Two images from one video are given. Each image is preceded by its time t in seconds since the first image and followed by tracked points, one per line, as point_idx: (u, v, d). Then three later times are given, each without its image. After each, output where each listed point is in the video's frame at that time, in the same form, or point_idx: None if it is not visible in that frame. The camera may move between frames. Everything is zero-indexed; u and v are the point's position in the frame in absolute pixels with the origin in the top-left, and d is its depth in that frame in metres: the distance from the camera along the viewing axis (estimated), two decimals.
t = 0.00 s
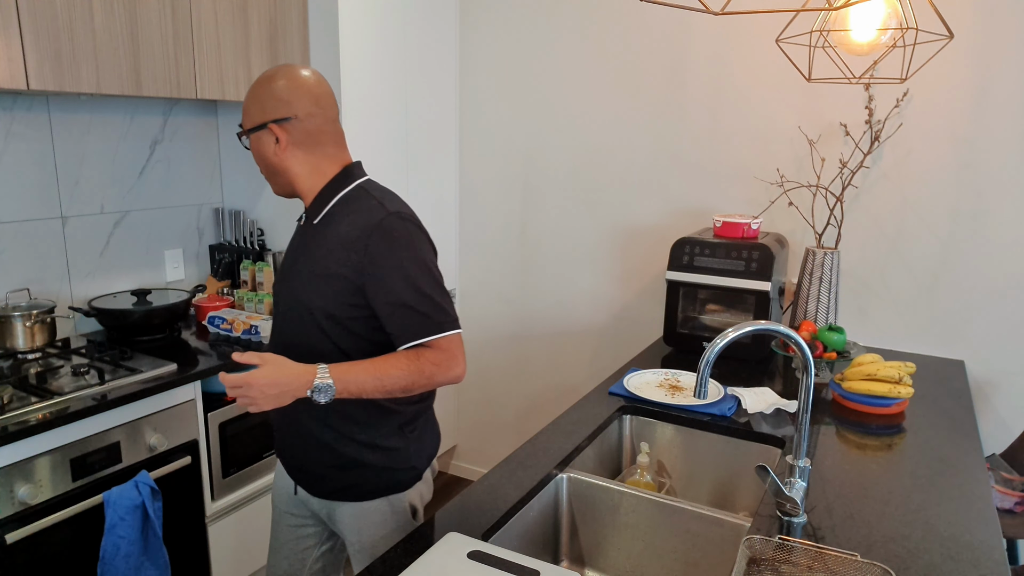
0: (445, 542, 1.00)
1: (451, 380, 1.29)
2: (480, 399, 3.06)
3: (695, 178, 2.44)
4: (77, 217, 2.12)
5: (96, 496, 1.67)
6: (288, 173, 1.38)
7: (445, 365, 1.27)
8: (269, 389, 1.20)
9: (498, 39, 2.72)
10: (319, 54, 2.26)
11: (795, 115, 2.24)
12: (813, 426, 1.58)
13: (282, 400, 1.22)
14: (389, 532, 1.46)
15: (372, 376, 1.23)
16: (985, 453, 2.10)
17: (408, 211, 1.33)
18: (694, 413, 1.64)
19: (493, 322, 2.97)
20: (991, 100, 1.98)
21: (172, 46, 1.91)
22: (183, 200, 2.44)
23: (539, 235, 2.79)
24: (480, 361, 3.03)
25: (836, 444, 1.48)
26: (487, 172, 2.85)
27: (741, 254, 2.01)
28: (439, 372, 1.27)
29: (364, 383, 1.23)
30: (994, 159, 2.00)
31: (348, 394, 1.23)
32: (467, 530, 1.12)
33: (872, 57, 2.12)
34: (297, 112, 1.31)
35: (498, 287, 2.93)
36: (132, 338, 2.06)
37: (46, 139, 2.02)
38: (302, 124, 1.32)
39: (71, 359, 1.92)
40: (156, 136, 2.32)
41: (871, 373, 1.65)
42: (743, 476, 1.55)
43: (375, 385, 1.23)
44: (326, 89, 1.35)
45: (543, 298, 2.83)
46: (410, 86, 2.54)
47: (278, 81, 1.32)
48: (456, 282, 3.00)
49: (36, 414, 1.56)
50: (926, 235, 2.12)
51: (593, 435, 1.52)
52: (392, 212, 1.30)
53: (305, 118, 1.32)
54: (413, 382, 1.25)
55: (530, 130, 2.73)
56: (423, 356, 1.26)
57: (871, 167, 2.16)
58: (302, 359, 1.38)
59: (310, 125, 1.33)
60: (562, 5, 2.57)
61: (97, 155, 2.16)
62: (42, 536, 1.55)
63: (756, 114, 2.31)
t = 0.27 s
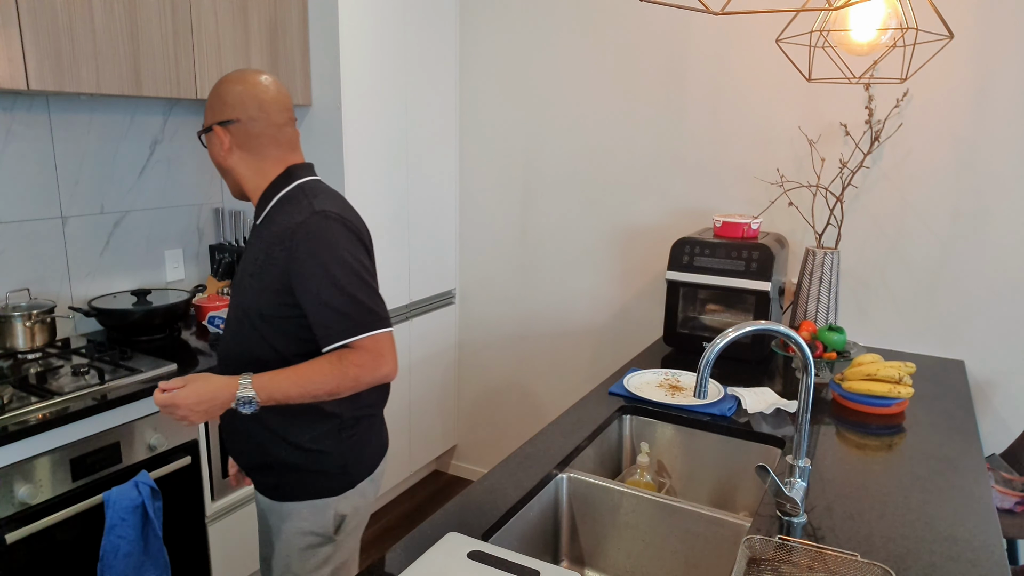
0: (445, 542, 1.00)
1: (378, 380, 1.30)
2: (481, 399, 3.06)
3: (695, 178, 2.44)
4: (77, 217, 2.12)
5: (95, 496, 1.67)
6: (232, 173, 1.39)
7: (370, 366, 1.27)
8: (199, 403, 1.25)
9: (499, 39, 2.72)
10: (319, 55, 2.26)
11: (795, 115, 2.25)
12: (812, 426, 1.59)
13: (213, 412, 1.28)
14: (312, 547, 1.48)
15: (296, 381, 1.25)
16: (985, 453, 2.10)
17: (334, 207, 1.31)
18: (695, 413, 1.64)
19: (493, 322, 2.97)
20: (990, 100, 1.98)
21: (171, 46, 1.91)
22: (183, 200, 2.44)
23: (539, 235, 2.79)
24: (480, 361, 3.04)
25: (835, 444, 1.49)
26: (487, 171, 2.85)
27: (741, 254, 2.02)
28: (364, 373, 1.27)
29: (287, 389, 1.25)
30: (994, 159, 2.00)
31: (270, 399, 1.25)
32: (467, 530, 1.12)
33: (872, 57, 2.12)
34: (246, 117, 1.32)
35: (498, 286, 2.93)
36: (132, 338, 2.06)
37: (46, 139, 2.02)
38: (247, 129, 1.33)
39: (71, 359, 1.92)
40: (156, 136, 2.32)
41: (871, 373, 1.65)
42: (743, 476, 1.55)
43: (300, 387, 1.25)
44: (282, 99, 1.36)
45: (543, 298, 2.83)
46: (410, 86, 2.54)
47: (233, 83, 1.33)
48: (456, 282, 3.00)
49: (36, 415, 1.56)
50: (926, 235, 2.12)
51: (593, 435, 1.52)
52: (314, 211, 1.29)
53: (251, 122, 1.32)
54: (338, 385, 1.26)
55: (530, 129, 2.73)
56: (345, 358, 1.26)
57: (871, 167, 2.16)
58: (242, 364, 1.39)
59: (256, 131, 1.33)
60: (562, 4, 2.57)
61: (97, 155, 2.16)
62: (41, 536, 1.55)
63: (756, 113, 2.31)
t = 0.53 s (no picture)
0: (445, 542, 1.00)
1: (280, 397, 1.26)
2: (481, 399, 3.06)
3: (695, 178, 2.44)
4: (77, 217, 2.12)
5: (96, 496, 1.66)
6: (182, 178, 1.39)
7: (266, 385, 1.24)
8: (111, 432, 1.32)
9: (498, 39, 2.72)
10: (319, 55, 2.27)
11: (795, 115, 2.25)
12: (812, 426, 1.58)
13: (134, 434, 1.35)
14: (230, 553, 1.50)
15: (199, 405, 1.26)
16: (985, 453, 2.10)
17: (252, 210, 1.28)
18: (695, 413, 1.64)
19: (493, 322, 2.97)
20: (990, 100, 1.98)
21: (172, 45, 1.91)
22: (183, 200, 2.44)
23: (539, 235, 2.79)
24: (480, 361, 3.04)
25: (835, 444, 1.49)
26: (487, 171, 2.85)
27: (741, 254, 2.02)
28: (261, 393, 1.24)
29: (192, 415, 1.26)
30: (994, 159, 2.00)
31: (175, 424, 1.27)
32: (467, 530, 1.12)
33: (872, 57, 2.12)
34: (192, 119, 1.32)
35: (498, 286, 2.93)
36: (132, 338, 2.06)
37: (46, 139, 2.02)
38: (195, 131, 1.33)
39: (71, 359, 1.92)
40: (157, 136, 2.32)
41: (871, 373, 1.65)
42: (743, 476, 1.55)
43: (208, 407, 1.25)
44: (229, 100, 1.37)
45: (543, 298, 2.83)
46: (410, 86, 2.54)
47: (174, 87, 1.32)
48: (456, 282, 3.00)
49: (36, 415, 1.58)
50: (926, 235, 2.12)
51: (593, 435, 1.52)
52: (229, 214, 1.27)
53: (198, 124, 1.33)
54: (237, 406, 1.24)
55: (529, 129, 2.73)
56: (242, 377, 1.24)
57: (871, 167, 2.16)
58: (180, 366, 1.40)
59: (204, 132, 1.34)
60: (562, 4, 2.57)
61: (97, 155, 2.16)
62: (40, 536, 1.55)
63: (756, 113, 2.31)
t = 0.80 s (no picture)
0: (445, 542, 1.00)
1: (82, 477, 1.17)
2: (481, 399, 3.06)
3: (695, 178, 2.44)
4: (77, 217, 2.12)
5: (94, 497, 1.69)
6: (88, 200, 1.26)
7: (77, 463, 1.13)
8: None
9: (498, 39, 2.72)
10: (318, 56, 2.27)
11: (795, 116, 2.25)
12: (812, 426, 1.58)
13: None
14: None
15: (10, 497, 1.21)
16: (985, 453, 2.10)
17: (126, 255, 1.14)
18: (694, 413, 1.64)
19: (493, 322, 2.97)
20: (990, 100, 1.98)
21: (171, 45, 1.91)
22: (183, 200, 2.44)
23: (539, 235, 2.79)
24: (480, 361, 3.04)
25: (835, 444, 1.49)
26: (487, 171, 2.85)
27: (741, 254, 2.02)
28: (71, 471, 1.14)
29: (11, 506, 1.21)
30: (994, 159, 2.00)
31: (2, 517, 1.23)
32: (467, 530, 1.12)
33: (872, 57, 2.12)
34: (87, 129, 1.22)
35: (498, 287, 2.93)
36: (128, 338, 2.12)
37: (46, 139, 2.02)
38: (95, 142, 1.23)
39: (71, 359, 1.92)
40: (157, 136, 2.33)
41: (871, 373, 1.65)
42: (743, 477, 1.55)
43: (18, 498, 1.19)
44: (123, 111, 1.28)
45: (543, 298, 2.83)
46: (409, 86, 2.54)
47: (56, 103, 1.22)
48: (456, 282, 3.00)
49: (35, 414, 1.63)
50: (926, 235, 2.12)
51: (593, 435, 1.52)
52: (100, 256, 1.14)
53: (98, 132, 1.23)
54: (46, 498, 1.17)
55: (530, 129, 2.73)
56: (62, 460, 1.14)
57: (871, 167, 2.16)
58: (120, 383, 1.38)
59: (107, 141, 1.24)
60: (563, 4, 2.57)
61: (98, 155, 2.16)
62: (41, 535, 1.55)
63: (756, 114, 2.31)
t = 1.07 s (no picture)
0: (446, 542, 1.00)
1: None
2: (481, 399, 3.06)
3: (695, 178, 2.44)
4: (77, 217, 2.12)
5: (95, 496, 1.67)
6: None
7: None
8: None
9: (498, 39, 2.72)
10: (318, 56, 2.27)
11: (795, 116, 2.25)
12: (812, 426, 1.58)
13: None
14: None
15: None
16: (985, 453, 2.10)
17: None
18: (694, 413, 1.64)
19: (493, 322, 2.97)
20: (990, 100, 1.98)
21: (171, 45, 1.91)
22: (183, 200, 2.44)
23: (539, 235, 2.79)
24: (480, 361, 3.04)
25: (835, 444, 1.49)
26: (487, 171, 2.85)
27: (741, 254, 2.02)
28: None
29: None
30: (994, 159, 2.00)
31: None
32: (467, 530, 1.12)
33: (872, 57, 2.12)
34: None
35: (498, 286, 2.93)
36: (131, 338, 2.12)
37: (46, 139, 2.02)
38: None
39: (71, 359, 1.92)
40: (156, 136, 2.33)
41: (871, 373, 1.65)
42: (743, 477, 1.55)
43: None
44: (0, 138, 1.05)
45: (543, 298, 2.83)
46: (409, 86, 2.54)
47: None
48: (456, 283, 3.00)
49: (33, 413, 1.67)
50: (926, 235, 2.12)
51: (593, 435, 1.52)
52: None
53: None
54: None
55: (530, 129, 2.73)
56: None
57: (871, 167, 2.16)
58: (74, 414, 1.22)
59: None
60: (563, 4, 2.57)
61: (97, 155, 2.16)
62: (42, 535, 1.55)
63: (756, 113, 2.31)
